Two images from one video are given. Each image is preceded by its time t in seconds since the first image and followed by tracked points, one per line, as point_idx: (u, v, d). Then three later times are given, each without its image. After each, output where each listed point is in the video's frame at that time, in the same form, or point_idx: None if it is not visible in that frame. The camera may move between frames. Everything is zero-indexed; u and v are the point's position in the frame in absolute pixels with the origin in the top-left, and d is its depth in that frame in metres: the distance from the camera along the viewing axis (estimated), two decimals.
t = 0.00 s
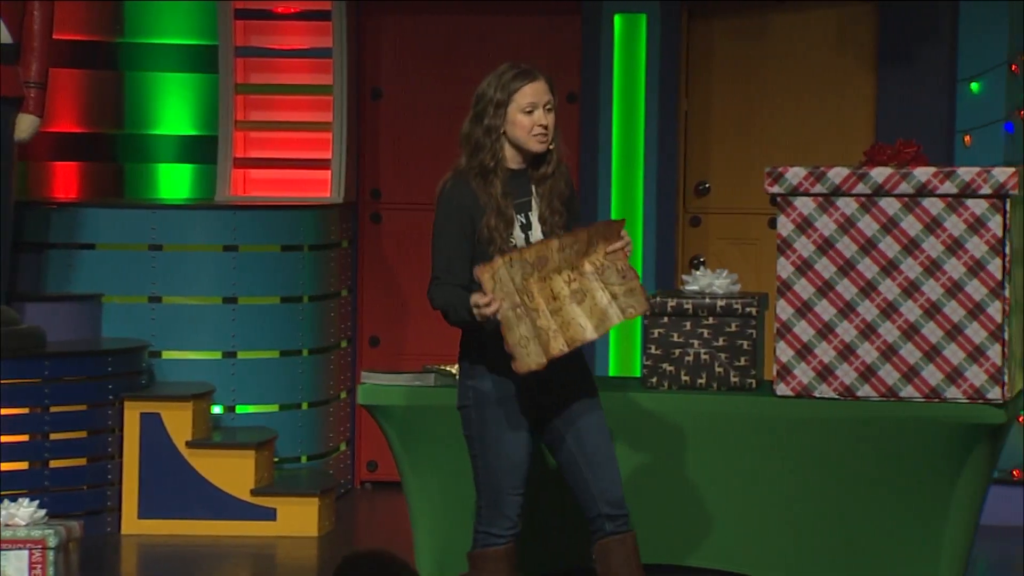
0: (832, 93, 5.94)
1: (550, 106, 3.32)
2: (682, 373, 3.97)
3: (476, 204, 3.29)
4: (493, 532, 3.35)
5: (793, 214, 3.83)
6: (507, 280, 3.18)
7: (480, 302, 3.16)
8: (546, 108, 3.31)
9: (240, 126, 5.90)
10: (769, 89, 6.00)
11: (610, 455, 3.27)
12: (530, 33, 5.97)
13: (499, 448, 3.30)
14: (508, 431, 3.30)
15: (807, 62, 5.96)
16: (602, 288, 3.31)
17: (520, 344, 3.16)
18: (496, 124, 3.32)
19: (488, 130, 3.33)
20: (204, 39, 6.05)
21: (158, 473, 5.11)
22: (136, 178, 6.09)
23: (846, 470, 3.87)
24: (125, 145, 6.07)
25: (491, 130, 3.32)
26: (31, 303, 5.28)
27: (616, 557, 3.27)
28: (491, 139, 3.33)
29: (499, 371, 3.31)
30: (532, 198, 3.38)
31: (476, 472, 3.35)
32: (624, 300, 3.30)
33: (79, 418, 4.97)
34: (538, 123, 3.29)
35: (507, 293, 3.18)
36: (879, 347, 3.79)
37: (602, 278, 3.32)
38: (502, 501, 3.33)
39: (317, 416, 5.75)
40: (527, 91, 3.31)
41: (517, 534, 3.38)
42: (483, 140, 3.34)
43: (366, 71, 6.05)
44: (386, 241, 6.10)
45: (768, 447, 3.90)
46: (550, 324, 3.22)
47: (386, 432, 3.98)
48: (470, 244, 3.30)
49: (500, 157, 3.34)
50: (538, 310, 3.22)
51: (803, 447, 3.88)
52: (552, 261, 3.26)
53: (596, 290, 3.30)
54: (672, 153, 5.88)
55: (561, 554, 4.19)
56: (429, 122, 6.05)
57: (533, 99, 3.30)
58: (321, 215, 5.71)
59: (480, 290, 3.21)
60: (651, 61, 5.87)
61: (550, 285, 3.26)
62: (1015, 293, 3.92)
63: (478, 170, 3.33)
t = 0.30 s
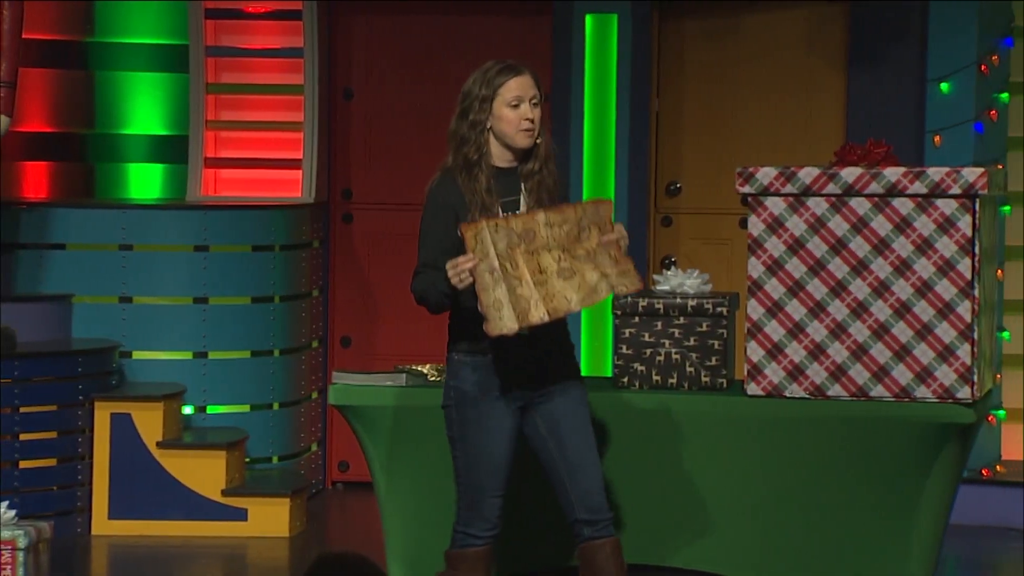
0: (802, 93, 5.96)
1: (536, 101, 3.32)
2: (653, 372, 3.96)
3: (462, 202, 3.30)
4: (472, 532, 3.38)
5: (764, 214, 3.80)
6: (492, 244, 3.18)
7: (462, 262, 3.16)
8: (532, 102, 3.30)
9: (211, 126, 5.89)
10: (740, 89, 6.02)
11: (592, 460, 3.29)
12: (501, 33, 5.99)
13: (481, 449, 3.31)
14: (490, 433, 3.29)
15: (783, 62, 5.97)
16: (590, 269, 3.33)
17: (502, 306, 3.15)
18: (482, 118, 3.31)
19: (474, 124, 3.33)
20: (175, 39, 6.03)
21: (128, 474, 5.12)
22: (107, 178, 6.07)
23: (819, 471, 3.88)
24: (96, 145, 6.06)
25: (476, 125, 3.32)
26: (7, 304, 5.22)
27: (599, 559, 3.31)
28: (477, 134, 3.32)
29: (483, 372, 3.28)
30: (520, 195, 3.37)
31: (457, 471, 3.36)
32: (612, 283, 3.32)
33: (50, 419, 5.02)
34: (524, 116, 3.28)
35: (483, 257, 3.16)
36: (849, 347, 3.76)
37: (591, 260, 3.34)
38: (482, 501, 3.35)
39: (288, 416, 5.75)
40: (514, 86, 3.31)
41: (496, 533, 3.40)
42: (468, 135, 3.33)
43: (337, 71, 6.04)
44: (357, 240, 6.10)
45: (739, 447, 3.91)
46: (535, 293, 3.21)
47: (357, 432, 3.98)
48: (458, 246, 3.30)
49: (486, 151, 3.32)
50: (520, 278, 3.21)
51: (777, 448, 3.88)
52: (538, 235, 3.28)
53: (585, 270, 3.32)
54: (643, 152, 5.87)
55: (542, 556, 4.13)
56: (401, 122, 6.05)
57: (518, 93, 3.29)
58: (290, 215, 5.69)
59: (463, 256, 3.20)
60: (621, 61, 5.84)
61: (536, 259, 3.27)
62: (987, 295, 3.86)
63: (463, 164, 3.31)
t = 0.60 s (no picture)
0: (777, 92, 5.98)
1: (554, 106, 3.20)
2: (630, 372, 3.94)
3: (475, 201, 3.18)
4: (464, 534, 3.28)
5: (741, 214, 3.72)
6: (501, 267, 3.10)
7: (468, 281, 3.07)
8: (549, 108, 3.18)
9: (189, 126, 5.88)
10: (717, 90, 6.04)
11: (592, 472, 3.17)
12: (478, 33, 6.00)
13: (480, 455, 3.22)
14: (491, 439, 3.20)
15: (758, 61, 5.99)
16: (599, 306, 3.20)
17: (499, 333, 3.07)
18: (496, 119, 3.20)
19: (488, 123, 3.22)
20: (152, 39, 6.01)
21: (106, 474, 5.13)
22: (84, 178, 6.06)
23: (796, 474, 3.82)
24: (74, 145, 6.05)
25: (491, 125, 3.21)
26: None
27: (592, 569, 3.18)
28: (491, 134, 3.21)
29: (486, 378, 3.19)
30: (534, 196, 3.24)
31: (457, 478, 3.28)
32: (616, 326, 3.20)
33: (26, 420, 5.03)
34: (539, 121, 3.17)
35: (461, 256, 3.18)
36: (827, 347, 3.69)
37: (603, 297, 3.21)
38: (479, 508, 3.26)
39: (267, 417, 5.74)
40: (533, 89, 3.18)
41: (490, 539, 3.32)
42: (482, 133, 3.22)
43: (315, 71, 6.04)
44: (336, 240, 6.10)
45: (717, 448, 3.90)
46: (536, 325, 3.12)
47: (335, 432, 3.97)
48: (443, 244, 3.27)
49: (500, 151, 3.21)
50: (525, 306, 3.13)
51: (754, 450, 3.83)
52: (554, 262, 3.17)
53: (594, 307, 3.19)
54: (621, 152, 5.89)
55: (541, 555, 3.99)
56: (378, 121, 6.05)
57: (535, 99, 3.17)
58: (269, 215, 5.68)
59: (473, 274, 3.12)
60: (600, 61, 5.84)
61: (546, 287, 3.16)
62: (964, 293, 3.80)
63: (474, 163, 3.21)
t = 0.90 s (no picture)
0: (744, 91, 6.02)
1: (563, 103, 3.19)
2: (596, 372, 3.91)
3: (483, 196, 3.19)
4: (459, 531, 3.29)
5: (707, 214, 3.65)
6: (506, 255, 3.09)
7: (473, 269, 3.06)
8: (556, 105, 3.18)
9: (154, 126, 5.87)
10: (683, 90, 6.07)
11: (587, 474, 3.20)
12: (445, 34, 6.01)
13: (479, 453, 3.23)
14: (492, 435, 3.21)
15: (727, 61, 6.02)
16: (609, 295, 3.21)
17: (508, 320, 3.06)
18: (505, 115, 3.20)
19: (497, 121, 3.22)
20: (117, 39, 5.99)
21: (71, 475, 5.14)
22: (49, 178, 6.05)
23: (764, 476, 3.79)
24: (39, 144, 6.05)
25: (499, 122, 3.21)
26: None
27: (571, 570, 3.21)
28: (500, 131, 3.21)
29: (491, 378, 3.20)
30: (544, 192, 3.23)
31: (455, 475, 3.28)
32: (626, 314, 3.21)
33: None
34: (545, 119, 3.16)
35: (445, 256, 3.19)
36: (793, 347, 3.64)
37: (611, 287, 3.23)
38: (473, 506, 3.26)
39: (233, 417, 5.73)
40: (541, 86, 3.18)
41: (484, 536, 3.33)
42: (491, 130, 3.22)
43: (282, 71, 6.04)
44: (302, 240, 6.09)
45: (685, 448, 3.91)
46: (545, 313, 3.10)
47: (303, 433, 3.95)
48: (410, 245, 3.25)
49: (509, 149, 3.21)
50: (533, 295, 3.11)
51: (722, 450, 3.79)
52: (560, 253, 3.17)
53: (604, 296, 3.20)
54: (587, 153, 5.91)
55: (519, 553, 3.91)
56: (345, 120, 6.04)
57: (542, 95, 3.17)
58: (236, 216, 5.67)
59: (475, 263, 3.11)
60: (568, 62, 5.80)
61: (555, 277, 3.16)
62: (929, 293, 3.79)
63: (484, 160, 3.20)
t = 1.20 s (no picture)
0: (708, 92, 6.06)
1: (556, 98, 3.24)
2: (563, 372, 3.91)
3: (479, 193, 3.26)
4: (450, 535, 3.33)
5: (674, 215, 3.63)
6: (493, 244, 3.16)
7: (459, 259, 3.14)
8: (549, 100, 3.23)
9: (119, 126, 5.86)
10: (649, 90, 6.10)
11: (574, 474, 3.25)
12: (412, 34, 6.01)
13: (470, 452, 3.25)
14: (481, 436, 3.23)
15: (693, 61, 6.06)
16: (603, 279, 3.27)
17: (496, 305, 3.12)
18: (500, 112, 3.26)
19: (492, 118, 3.28)
20: (82, 39, 5.97)
21: (36, 476, 5.13)
22: (13, 179, 6.02)
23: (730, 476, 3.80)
24: (3, 144, 6.02)
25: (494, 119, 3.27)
26: None
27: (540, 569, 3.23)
28: (496, 128, 3.27)
29: (483, 376, 3.23)
30: (540, 188, 3.31)
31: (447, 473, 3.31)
32: (620, 296, 3.27)
33: None
34: (538, 114, 3.21)
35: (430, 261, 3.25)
36: (759, 347, 3.61)
37: (606, 271, 3.28)
38: (464, 505, 3.29)
39: (198, 418, 5.73)
40: (534, 81, 3.23)
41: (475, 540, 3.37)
42: (486, 127, 3.28)
43: (248, 70, 6.04)
44: (268, 240, 6.09)
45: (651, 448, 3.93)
46: (534, 297, 3.17)
47: (270, 436, 3.93)
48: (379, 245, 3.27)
49: (505, 146, 3.27)
50: (522, 281, 3.18)
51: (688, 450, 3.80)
52: (550, 241, 3.23)
53: (598, 280, 3.26)
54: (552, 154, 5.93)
55: (484, 548, 3.95)
56: (312, 120, 6.05)
57: (535, 90, 3.22)
58: (201, 216, 5.66)
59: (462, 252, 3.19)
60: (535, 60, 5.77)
61: (547, 265, 3.22)
62: (894, 295, 3.77)
63: (481, 157, 3.27)
